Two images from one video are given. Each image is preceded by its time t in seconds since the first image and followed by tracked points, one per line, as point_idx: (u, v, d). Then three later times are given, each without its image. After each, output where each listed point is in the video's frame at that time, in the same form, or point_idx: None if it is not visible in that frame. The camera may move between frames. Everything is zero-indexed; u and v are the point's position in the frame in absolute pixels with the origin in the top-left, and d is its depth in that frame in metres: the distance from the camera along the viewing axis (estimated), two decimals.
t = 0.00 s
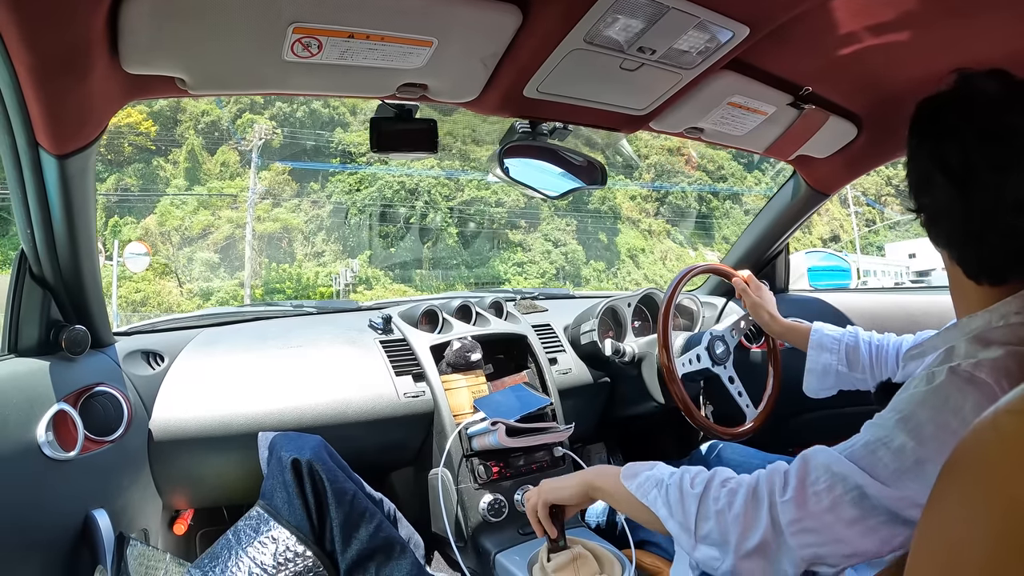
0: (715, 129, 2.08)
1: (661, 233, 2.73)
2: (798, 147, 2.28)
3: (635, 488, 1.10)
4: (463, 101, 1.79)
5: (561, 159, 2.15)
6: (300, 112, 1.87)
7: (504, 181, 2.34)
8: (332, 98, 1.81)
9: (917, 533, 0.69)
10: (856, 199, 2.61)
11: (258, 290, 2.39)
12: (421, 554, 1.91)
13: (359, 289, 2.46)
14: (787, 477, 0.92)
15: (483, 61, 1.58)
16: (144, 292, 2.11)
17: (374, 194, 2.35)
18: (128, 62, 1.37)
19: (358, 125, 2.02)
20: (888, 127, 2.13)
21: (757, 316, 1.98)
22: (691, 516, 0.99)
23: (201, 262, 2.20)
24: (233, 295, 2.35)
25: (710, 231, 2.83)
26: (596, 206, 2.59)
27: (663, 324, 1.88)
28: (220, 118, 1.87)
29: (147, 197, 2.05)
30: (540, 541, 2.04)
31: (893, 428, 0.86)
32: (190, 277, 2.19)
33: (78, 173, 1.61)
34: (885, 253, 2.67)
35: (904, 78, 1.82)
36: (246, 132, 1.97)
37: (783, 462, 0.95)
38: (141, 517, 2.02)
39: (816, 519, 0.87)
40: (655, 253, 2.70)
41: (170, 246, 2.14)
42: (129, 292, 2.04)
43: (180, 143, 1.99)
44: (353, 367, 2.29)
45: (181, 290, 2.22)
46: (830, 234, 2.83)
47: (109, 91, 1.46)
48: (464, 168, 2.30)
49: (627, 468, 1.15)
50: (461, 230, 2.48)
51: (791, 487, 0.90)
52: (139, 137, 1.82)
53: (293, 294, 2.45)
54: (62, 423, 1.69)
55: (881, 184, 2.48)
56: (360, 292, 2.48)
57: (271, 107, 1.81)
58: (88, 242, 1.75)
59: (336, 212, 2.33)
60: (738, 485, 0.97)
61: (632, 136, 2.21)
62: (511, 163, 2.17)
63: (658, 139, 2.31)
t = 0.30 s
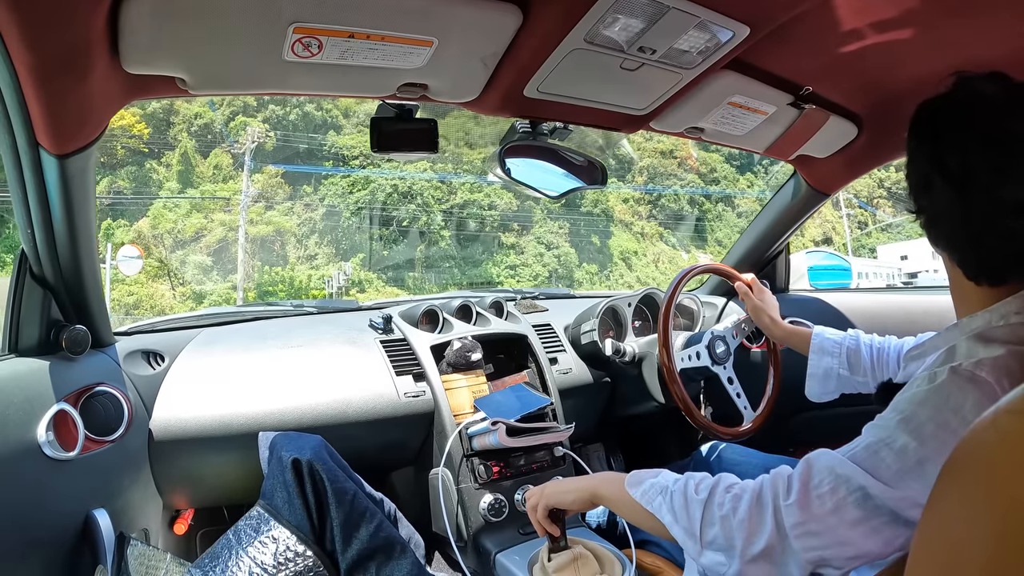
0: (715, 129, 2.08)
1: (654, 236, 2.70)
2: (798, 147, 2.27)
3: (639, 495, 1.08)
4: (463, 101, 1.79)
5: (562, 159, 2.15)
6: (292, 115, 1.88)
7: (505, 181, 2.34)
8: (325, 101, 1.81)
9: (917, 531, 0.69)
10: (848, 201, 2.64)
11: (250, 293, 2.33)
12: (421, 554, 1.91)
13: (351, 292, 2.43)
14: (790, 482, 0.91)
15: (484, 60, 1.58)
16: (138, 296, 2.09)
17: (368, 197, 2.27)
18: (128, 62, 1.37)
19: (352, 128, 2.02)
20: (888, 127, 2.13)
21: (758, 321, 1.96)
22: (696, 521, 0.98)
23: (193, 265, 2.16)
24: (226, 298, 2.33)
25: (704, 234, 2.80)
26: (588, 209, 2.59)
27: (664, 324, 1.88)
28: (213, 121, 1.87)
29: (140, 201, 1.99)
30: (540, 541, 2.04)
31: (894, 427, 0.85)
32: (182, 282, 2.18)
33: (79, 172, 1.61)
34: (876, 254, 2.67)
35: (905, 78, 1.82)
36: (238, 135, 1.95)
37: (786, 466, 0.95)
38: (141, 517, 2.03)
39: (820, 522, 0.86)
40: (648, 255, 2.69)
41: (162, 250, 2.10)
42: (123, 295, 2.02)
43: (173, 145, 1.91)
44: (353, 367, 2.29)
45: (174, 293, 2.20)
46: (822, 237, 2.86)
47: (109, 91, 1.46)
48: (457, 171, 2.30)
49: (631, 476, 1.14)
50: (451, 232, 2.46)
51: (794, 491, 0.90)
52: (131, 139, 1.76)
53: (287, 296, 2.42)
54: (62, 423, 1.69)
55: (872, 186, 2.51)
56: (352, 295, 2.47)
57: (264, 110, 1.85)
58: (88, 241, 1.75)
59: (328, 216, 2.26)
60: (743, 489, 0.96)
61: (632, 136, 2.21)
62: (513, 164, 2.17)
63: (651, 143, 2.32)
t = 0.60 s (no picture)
0: (715, 129, 2.08)
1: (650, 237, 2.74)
2: (798, 146, 2.27)
3: (649, 513, 1.09)
4: (463, 101, 1.79)
5: (562, 160, 2.15)
6: (288, 117, 1.89)
7: (505, 181, 2.35)
8: (320, 102, 1.82)
9: (914, 532, 0.69)
10: (843, 201, 2.68)
11: (247, 295, 2.35)
12: (421, 554, 1.91)
13: (347, 293, 2.43)
14: (796, 503, 0.91)
15: (484, 61, 1.58)
16: (133, 297, 2.07)
17: (364, 198, 2.27)
18: (128, 62, 1.37)
19: (347, 130, 2.01)
20: (887, 127, 2.13)
21: (759, 322, 1.95)
22: (705, 543, 0.98)
23: (188, 267, 2.12)
24: (222, 300, 2.32)
25: (700, 236, 2.80)
26: (584, 210, 2.59)
27: (664, 324, 1.88)
28: (209, 122, 1.86)
29: (135, 201, 1.96)
30: (540, 541, 2.04)
31: (894, 437, 0.84)
32: (178, 282, 2.14)
33: (79, 173, 1.61)
34: (871, 255, 2.73)
35: (906, 78, 1.82)
36: (233, 137, 1.95)
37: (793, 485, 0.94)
38: (141, 517, 2.02)
39: (827, 542, 0.86)
40: (643, 257, 2.72)
41: (158, 251, 2.04)
42: (117, 297, 2.01)
43: (169, 147, 1.92)
44: (353, 367, 2.29)
45: (170, 295, 2.17)
46: (817, 237, 2.88)
47: (109, 91, 1.46)
48: (452, 172, 2.30)
49: (642, 490, 1.14)
50: (449, 235, 2.45)
51: (800, 513, 0.89)
52: (127, 141, 1.77)
53: (284, 297, 2.41)
54: (62, 423, 1.69)
55: (867, 188, 2.53)
56: (347, 295, 2.46)
57: (260, 111, 1.86)
58: (88, 242, 1.75)
59: (324, 218, 2.27)
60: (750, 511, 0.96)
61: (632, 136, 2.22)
62: (513, 163, 2.16)
63: (647, 143, 2.35)
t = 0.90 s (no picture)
0: (715, 129, 2.08)
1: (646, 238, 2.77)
2: (798, 147, 2.28)
3: (672, 526, 1.12)
4: (463, 101, 1.79)
5: (562, 160, 2.16)
6: (285, 116, 1.87)
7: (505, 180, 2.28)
8: (317, 102, 1.81)
9: (915, 532, 0.69)
10: (840, 202, 2.69)
11: (244, 295, 2.36)
12: (421, 554, 1.91)
13: (344, 293, 2.45)
14: (809, 533, 0.95)
15: (484, 61, 1.58)
16: (130, 297, 2.07)
17: (362, 198, 2.28)
18: (128, 62, 1.36)
19: (344, 131, 2.02)
20: (887, 127, 2.13)
21: (759, 324, 1.96)
22: (722, 565, 1.03)
23: (186, 268, 2.14)
24: (220, 300, 2.34)
25: (697, 237, 2.81)
26: (581, 210, 2.64)
27: (664, 324, 1.88)
28: (206, 123, 1.85)
29: (132, 203, 1.94)
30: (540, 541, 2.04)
31: (896, 451, 0.87)
32: (175, 283, 2.16)
33: (79, 173, 1.61)
34: (868, 255, 2.77)
35: (905, 79, 1.82)
36: (230, 137, 1.95)
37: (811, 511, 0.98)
38: (140, 517, 2.02)
39: (837, 566, 0.90)
40: (640, 257, 2.75)
41: (156, 251, 2.06)
42: (115, 298, 1.99)
43: (165, 147, 1.89)
44: (353, 367, 2.29)
45: (168, 295, 2.18)
46: (814, 238, 2.89)
47: (109, 91, 1.46)
48: (449, 173, 2.32)
49: (665, 504, 1.17)
50: (447, 236, 2.47)
51: (812, 542, 0.94)
52: (124, 141, 1.74)
53: (282, 297, 2.42)
54: (62, 423, 1.69)
55: (863, 189, 2.54)
56: (344, 296, 2.48)
57: (257, 111, 1.84)
58: (88, 242, 1.75)
59: (321, 219, 2.27)
60: (766, 536, 1.00)
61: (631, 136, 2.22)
62: (514, 163, 2.16)
63: (644, 143, 2.34)
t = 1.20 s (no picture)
0: (716, 129, 2.09)
1: (645, 238, 2.76)
2: (798, 147, 2.28)
3: (647, 539, 1.09)
4: (463, 101, 1.79)
5: (562, 161, 2.16)
6: (283, 117, 1.88)
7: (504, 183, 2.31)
8: (316, 103, 1.81)
9: (915, 533, 0.69)
10: (838, 203, 2.69)
11: (241, 296, 2.36)
12: (421, 554, 1.91)
13: (342, 293, 2.43)
14: (798, 509, 0.91)
15: (484, 61, 1.58)
16: (128, 298, 2.05)
17: (359, 199, 2.29)
18: (128, 62, 1.36)
19: (343, 131, 2.02)
20: (887, 127, 2.13)
21: (761, 326, 1.96)
22: (707, 562, 0.98)
23: (185, 268, 2.14)
24: (217, 301, 2.32)
25: (695, 237, 2.80)
26: (579, 211, 2.66)
27: (664, 324, 1.88)
28: (204, 124, 1.86)
29: (130, 203, 1.92)
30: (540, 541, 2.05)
31: (891, 439, 0.84)
32: (174, 283, 2.15)
33: (79, 173, 1.61)
34: (865, 256, 2.75)
35: (905, 78, 1.82)
36: (229, 138, 1.97)
37: (790, 492, 0.95)
38: (140, 517, 2.02)
39: (828, 548, 0.87)
40: (638, 258, 2.73)
41: (154, 252, 2.05)
42: (113, 298, 1.98)
43: (164, 148, 1.91)
44: (353, 367, 2.29)
45: (165, 295, 2.16)
46: (812, 238, 2.90)
47: (109, 92, 1.46)
48: (447, 173, 2.33)
49: (633, 518, 1.14)
50: (446, 236, 2.47)
51: (802, 520, 0.90)
52: (122, 143, 1.74)
53: (280, 297, 2.42)
54: (62, 423, 1.69)
55: (862, 189, 2.55)
56: (342, 296, 2.46)
57: (255, 112, 1.85)
58: (88, 243, 1.75)
59: (319, 219, 2.27)
60: (747, 523, 0.96)
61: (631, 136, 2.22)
62: (516, 164, 2.15)
63: (643, 144, 2.35)
